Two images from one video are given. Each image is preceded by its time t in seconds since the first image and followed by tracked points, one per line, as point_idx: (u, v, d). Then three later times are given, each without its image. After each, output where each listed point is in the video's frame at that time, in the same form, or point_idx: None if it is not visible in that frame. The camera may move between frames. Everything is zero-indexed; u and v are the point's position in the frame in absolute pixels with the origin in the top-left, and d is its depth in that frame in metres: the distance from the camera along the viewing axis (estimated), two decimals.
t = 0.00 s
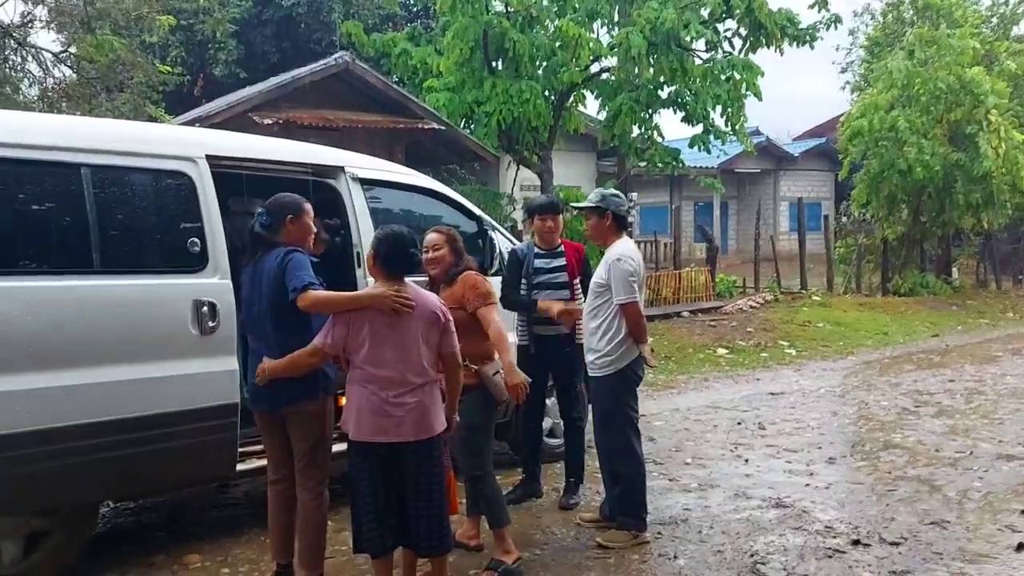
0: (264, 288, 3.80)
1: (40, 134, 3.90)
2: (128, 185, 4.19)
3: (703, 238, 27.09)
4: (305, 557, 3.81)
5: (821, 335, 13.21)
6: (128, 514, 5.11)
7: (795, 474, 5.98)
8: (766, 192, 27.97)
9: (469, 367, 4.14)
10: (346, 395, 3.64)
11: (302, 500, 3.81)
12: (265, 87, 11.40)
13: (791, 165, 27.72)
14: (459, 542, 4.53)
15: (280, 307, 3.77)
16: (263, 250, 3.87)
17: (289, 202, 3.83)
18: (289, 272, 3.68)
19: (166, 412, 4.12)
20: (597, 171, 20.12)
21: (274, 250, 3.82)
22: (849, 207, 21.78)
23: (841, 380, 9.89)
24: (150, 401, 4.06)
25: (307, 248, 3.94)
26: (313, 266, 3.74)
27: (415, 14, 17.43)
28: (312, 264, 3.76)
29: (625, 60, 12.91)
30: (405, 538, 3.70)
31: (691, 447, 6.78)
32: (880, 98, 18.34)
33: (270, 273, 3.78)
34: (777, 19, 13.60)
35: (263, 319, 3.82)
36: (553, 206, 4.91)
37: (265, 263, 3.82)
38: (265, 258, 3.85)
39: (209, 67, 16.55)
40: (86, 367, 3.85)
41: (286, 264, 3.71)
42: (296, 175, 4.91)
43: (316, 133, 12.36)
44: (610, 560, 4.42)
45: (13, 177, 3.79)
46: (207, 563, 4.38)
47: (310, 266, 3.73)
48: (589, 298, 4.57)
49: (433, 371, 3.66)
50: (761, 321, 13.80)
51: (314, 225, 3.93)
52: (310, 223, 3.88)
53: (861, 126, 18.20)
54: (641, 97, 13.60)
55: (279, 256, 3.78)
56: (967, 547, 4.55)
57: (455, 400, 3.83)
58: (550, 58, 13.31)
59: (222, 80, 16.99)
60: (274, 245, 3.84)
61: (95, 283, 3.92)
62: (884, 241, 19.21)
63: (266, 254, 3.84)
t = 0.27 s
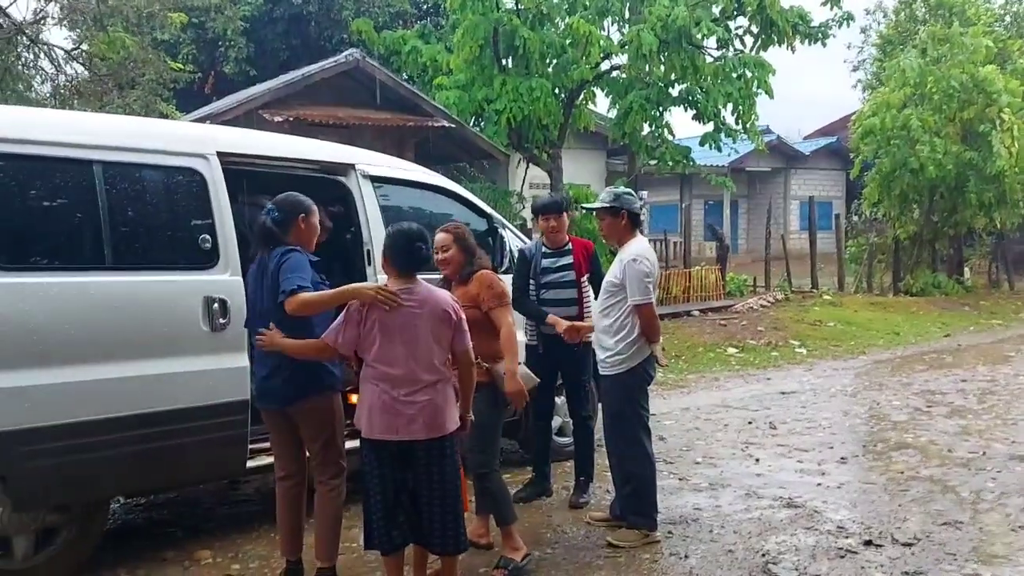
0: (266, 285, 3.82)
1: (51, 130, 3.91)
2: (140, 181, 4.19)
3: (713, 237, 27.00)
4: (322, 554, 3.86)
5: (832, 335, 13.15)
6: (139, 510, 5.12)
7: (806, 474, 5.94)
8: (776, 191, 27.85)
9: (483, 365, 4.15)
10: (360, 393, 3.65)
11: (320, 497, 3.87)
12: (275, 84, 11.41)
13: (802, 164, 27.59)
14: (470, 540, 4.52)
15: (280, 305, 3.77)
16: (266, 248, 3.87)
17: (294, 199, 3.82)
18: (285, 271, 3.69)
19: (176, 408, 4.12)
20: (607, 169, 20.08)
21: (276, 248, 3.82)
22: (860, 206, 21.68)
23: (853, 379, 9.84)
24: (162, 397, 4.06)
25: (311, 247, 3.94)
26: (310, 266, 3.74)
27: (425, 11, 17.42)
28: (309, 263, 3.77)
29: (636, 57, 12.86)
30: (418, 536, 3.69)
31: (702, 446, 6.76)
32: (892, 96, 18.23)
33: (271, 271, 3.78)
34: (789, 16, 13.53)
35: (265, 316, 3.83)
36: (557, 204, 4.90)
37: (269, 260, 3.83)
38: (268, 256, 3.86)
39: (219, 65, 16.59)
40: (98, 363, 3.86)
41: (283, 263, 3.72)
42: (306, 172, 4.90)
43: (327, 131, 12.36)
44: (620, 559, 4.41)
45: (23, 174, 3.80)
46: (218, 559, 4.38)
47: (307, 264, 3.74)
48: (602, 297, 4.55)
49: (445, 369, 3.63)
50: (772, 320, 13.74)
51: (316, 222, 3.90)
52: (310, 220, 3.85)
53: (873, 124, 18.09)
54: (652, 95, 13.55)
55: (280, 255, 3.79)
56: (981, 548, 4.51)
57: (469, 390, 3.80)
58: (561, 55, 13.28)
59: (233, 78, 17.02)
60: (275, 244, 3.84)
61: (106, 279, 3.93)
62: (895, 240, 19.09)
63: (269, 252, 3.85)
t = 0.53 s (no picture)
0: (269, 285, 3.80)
1: (59, 128, 3.93)
2: (148, 179, 4.21)
3: (720, 235, 26.95)
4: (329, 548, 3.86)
5: (840, 333, 13.12)
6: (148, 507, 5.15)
7: (813, 472, 5.94)
8: (784, 188, 27.79)
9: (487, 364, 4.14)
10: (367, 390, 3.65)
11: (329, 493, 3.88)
12: (282, 82, 11.43)
13: (809, 161, 27.52)
14: (478, 538, 4.53)
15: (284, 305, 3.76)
16: (266, 249, 3.86)
17: (297, 199, 3.83)
18: (289, 272, 3.68)
19: (184, 405, 4.14)
20: (614, 166, 20.06)
21: (277, 248, 3.82)
22: (868, 203, 21.62)
23: (860, 378, 9.82)
24: (170, 394, 4.08)
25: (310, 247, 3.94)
26: (313, 266, 3.74)
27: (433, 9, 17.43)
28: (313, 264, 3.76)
29: (643, 54, 12.84)
30: (425, 533, 3.71)
31: (709, 444, 6.75)
32: (900, 94, 18.15)
33: (274, 271, 3.77)
34: (797, 13, 13.49)
35: (268, 316, 3.82)
36: (553, 204, 4.88)
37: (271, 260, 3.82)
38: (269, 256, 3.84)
39: (227, 63, 16.63)
40: (107, 360, 3.88)
41: (288, 263, 3.72)
42: (313, 169, 4.91)
43: (334, 129, 12.38)
44: (627, 557, 4.41)
45: (32, 172, 3.81)
46: (226, 556, 4.40)
47: (311, 264, 3.74)
48: (610, 294, 4.54)
49: (453, 367, 3.65)
50: (780, 318, 13.71)
51: (315, 222, 3.90)
52: (309, 219, 3.85)
53: (882, 121, 18.02)
54: (659, 92, 13.52)
55: (282, 254, 3.78)
56: (988, 547, 4.50)
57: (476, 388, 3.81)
58: (567, 53, 13.27)
59: (241, 75, 17.06)
60: (276, 243, 3.84)
61: (116, 277, 3.95)
62: (903, 238, 19.03)
63: (271, 252, 3.84)
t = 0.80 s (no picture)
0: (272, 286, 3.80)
1: (64, 129, 3.93)
2: (153, 179, 4.20)
3: (726, 234, 26.89)
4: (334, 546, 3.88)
5: (847, 332, 13.07)
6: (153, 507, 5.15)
7: (820, 472, 5.91)
8: (790, 187, 27.72)
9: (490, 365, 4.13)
10: (371, 389, 3.64)
11: (332, 493, 3.89)
12: (288, 81, 11.43)
13: (816, 159, 27.43)
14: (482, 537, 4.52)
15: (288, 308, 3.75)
16: (270, 250, 3.85)
17: (300, 202, 3.82)
18: (292, 276, 3.67)
19: (190, 406, 4.13)
20: (619, 165, 20.02)
21: (281, 249, 3.81)
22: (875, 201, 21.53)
23: (867, 377, 9.77)
24: (174, 395, 4.07)
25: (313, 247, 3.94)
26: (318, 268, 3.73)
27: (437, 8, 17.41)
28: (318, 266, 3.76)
29: (649, 52, 12.81)
30: (428, 535, 3.69)
31: (715, 443, 6.73)
32: (907, 91, 18.06)
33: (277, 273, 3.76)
34: (803, 11, 13.45)
35: (271, 318, 3.81)
36: (548, 203, 4.92)
37: (274, 261, 3.81)
38: (272, 257, 3.84)
39: (232, 63, 16.68)
40: (112, 361, 3.87)
41: (292, 266, 3.70)
42: (317, 169, 4.91)
43: (339, 129, 12.37)
44: (632, 557, 4.39)
45: (37, 173, 3.82)
46: (231, 557, 4.39)
47: (316, 267, 3.73)
48: (614, 294, 4.52)
49: (457, 367, 3.64)
50: (786, 317, 13.67)
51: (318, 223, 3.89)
52: (311, 220, 3.84)
53: (889, 119, 17.93)
54: (665, 91, 13.48)
55: (286, 256, 3.77)
56: (997, 548, 4.48)
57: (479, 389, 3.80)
58: (572, 52, 13.25)
59: (246, 75, 17.07)
60: (278, 245, 3.83)
61: (121, 278, 3.94)
62: (911, 236, 18.96)
63: (274, 253, 3.83)
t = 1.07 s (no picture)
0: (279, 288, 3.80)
1: (71, 132, 3.95)
2: (160, 182, 4.21)
3: (734, 234, 26.83)
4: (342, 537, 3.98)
5: (856, 332, 13.02)
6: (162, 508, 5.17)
7: (829, 474, 5.89)
8: (798, 186, 27.65)
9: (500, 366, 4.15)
10: (378, 390, 3.64)
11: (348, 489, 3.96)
12: (295, 83, 11.45)
13: (824, 159, 27.35)
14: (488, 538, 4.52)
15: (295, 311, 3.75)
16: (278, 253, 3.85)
17: (311, 205, 3.81)
18: (305, 280, 3.68)
19: (198, 408, 4.14)
20: (627, 165, 19.99)
21: (289, 251, 3.80)
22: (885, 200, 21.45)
23: (877, 377, 9.73)
24: (182, 397, 4.08)
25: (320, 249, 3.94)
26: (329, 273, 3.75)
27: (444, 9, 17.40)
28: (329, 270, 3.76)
29: (656, 53, 12.78)
30: (434, 536, 3.68)
31: (723, 445, 6.71)
32: (916, 90, 17.98)
33: (285, 276, 3.76)
34: (810, 10, 13.40)
35: (277, 320, 3.81)
36: (552, 206, 4.91)
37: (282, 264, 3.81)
38: (280, 260, 3.83)
39: (240, 65, 16.73)
40: (119, 363, 3.89)
41: (304, 269, 3.71)
42: (325, 172, 4.92)
43: (346, 130, 12.39)
44: (640, 559, 4.38)
45: (45, 176, 3.84)
46: (239, 558, 4.40)
47: (327, 272, 3.74)
48: (621, 295, 4.51)
49: (464, 369, 3.64)
50: (795, 317, 13.63)
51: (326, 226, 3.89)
52: (320, 223, 3.84)
53: (897, 117, 17.84)
54: (672, 91, 13.45)
55: (295, 259, 3.77)
56: (1008, 550, 4.45)
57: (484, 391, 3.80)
58: (579, 52, 13.24)
59: (254, 77, 17.12)
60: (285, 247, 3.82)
61: (128, 280, 3.95)
62: (920, 235, 18.89)
63: (281, 255, 3.82)
